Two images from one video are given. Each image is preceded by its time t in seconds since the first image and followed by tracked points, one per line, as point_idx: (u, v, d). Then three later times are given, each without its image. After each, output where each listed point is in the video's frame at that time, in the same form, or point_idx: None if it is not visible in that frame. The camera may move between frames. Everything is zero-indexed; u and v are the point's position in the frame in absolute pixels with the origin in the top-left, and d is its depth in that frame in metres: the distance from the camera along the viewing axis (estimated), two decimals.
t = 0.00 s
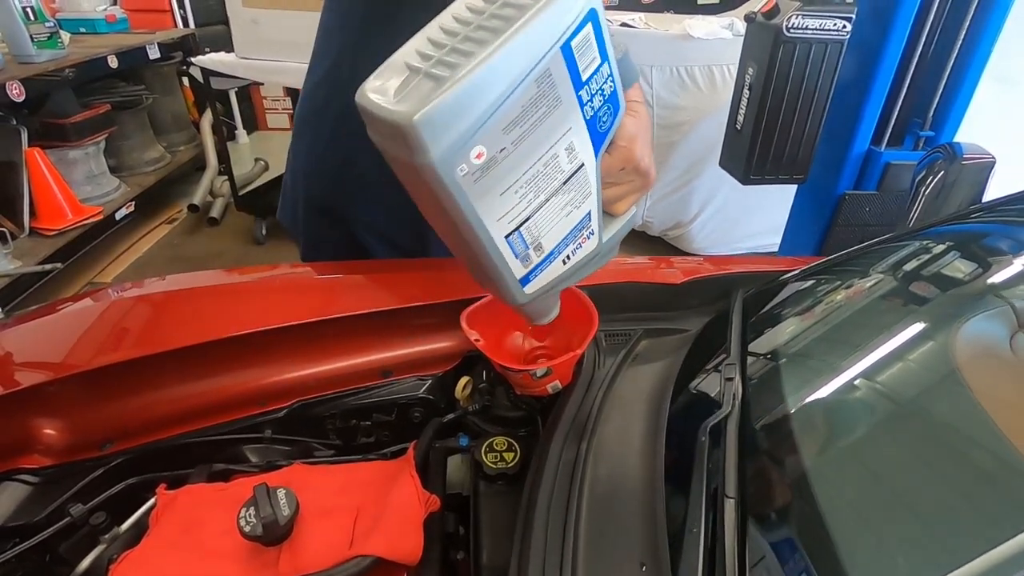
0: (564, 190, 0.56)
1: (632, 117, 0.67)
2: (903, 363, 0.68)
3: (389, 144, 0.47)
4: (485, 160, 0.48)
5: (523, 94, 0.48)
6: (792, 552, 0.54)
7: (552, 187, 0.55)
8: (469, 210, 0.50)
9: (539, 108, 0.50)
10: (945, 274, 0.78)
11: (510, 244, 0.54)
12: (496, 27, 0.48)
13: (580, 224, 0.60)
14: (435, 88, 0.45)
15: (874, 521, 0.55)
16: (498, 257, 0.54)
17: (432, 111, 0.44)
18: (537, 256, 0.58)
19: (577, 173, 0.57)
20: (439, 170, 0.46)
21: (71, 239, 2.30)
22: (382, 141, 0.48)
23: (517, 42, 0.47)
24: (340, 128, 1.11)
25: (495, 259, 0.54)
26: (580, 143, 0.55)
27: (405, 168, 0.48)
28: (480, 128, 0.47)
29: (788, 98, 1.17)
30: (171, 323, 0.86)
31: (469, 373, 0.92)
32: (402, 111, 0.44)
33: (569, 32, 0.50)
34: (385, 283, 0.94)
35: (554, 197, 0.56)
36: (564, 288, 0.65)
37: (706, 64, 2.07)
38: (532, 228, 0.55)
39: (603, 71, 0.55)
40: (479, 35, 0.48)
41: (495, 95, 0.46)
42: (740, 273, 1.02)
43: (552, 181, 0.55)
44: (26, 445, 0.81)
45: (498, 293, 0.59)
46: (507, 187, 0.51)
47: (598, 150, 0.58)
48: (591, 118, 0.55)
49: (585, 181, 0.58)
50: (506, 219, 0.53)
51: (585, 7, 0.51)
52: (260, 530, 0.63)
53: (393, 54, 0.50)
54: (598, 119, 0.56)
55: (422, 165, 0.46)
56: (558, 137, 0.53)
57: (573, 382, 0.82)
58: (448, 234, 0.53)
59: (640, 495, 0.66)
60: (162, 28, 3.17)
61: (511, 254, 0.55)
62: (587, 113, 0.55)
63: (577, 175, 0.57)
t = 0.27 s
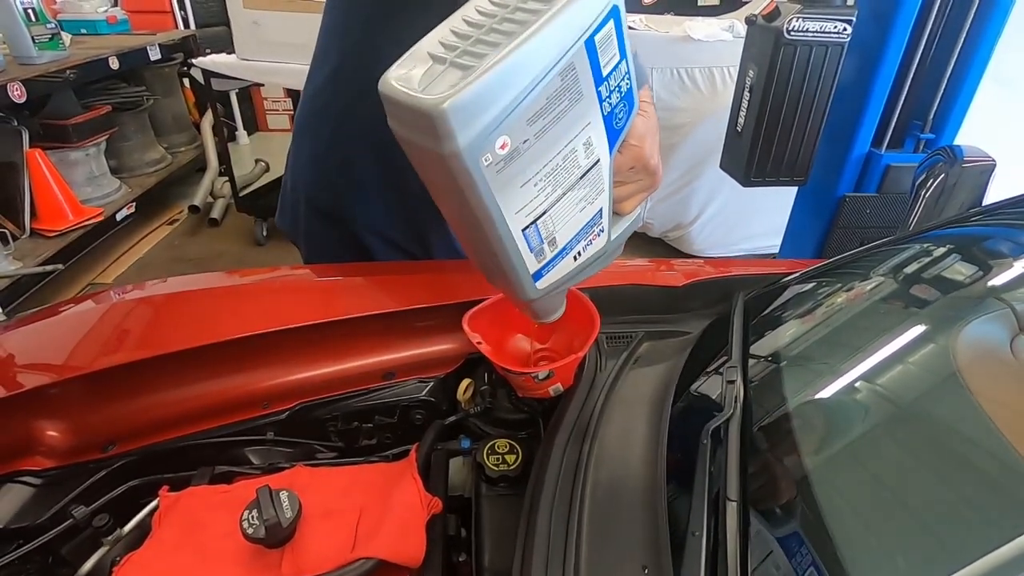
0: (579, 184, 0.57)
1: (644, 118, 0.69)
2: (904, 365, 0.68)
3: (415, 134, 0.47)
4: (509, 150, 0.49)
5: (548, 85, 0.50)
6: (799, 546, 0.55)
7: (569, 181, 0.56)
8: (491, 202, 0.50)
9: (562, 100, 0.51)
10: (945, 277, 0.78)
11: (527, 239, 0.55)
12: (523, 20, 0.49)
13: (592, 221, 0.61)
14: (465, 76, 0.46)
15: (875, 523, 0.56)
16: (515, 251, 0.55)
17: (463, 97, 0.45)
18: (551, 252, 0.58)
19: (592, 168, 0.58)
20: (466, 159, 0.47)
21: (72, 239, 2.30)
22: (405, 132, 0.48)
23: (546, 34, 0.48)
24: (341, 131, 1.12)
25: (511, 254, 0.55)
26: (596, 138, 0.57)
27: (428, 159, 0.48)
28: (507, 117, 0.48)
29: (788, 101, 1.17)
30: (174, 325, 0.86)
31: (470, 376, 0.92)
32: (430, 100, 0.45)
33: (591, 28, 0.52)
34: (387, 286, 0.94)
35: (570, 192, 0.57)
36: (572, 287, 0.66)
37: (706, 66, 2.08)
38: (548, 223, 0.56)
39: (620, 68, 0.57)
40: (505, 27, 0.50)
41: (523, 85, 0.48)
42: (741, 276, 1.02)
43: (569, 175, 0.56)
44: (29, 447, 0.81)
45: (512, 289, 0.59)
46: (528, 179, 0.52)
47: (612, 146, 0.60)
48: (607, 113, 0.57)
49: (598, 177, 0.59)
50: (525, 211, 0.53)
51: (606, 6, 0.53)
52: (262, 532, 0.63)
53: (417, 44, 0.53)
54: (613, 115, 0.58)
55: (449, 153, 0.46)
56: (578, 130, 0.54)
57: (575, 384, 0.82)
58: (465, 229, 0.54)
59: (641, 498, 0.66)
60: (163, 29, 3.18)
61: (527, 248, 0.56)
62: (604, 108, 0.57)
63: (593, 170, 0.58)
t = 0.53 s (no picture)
0: (587, 169, 0.58)
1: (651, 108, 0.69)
2: (905, 365, 0.68)
3: (421, 105, 0.47)
4: (520, 127, 0.49)
5: (562, 63, 0.50)
6: (808, 544, 0.55)
7: (576, 164, 0.57)
8: (499, 181, 0.51)
9: (574, 80, 0.52)
10: (947, 275, 0.78)
11: (532, 222, 0.56)
12: None
13: (596, 209, 0.62)
14: (478, 46, 0.46)
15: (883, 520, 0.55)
16: (521, 234, 0.56)
17: (476, 67, 0.44)
18: (555, 238, 0.59)
19: (600, 154, 0.59)
20: (475, 133, 0.47)
21: (71, 237, 2.30)
22: (412, 103, 0.48)
23: (562, 10, 0.48)
24: (342, 127, 1.11)
25: (517, 236, 0.55)
26: (605, 122, 0.57)
27: (436, 134, 0.49)
28: (519, 92, 0.48)
29: (791, 99, 1.17)
30: (174, 321, 0.85)
31: (472, 373, 0.92)
32: (442, 68, 0.44)
33: (607, 10, 0.52)
34: (388, 283, 0.94)
35: (577, 176, 0.58)
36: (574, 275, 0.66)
37: (708, 66, 2.05)
38: (554, 207, 0.57)
39: (631, 52, 0.58)
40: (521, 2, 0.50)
41: (537, 60, 0.48)
42: (742, 273, 1.02)
43: (578, 158, 0.56)
44: (28, 442, 0.81)
45: (515, 274, 0.60)
46: (537, 158, 0.53)
47: (619, 133, 0.61)
48: (617, 97, 0.58)
49: (605, 163, 0.60)
50: (533, 192, 0.54)
51: None
52: (263, 528, 0.63)
53: (429, 15, 0.52)
54: (623, 100, 0.59)
55: (460, 126, 0.46)
56: (589, 112, 0.55)
57: (577, 382, 0.82)
58: (471, 211, 0.54)
59: (645, 496, 0.66)
60: (164, 27, 3.17)
61: (532, 233, 0.57)
62: (615, 92, 0.57)
63: (601, 156, 0.59)
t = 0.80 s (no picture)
0: (587, 142, 0.59)
1: (652, 86, 0.71)
2: (902, 359, 0.66)
3: (417, 67, 0.49)
4: (518, 91, 0.51)
5: (561, 28, 0.52)
6: (809, 534, 0.54)
7: (576, 136, 0.58)
8: (496, 147, 0.52)
9: (574, 47, 0.53)
10: (949, 265, 0.76)
11: (529, 193, 0.57)
12: None
13: (596, 185, 0.63)
14: (474, 8, 0.47)
15: (889, 507, 0.54)
16: (517, 205, 0.57)
17: (472, 28, 0.46)
18: (553, 214, 0.61)
19: (600, 127, 0.60)
20: (472, 94, 0.48)
21: (68, 228, 2.28)
22: (408, 66, 0.49)
23: None
24: (341, 113, 1.10)
25: (514, 207, 0.57)
26: (606, 93, 0.59)
27: (433, 99, 0.50)
28: (516, 55, 0.49)
29: (794, 89, 1.16)
30: (170, 306, 0.84)
31: (471, 360, 0.91)
32: (440, 26, 0.46)
33: None
34: (386, 269, 0.92)
35: (576, 149, 0.59)
36: (573, 254, 0.67)
37: (710, 58, 2.06)
38: (553, 180, 0.58)
39: (632, 24, 0.59)
40: None
41: (535, 24, 0.49)
42: (744, 262, 1.01)
43: (578, 129, 0.58)
44: (20, 428, 0.80)
45: (512, 250, 0.61)
46: (537, 125, 0.54)
47: (619, 107, 0.62)
48: (618, 68, 0.59)
49: (605, 137, 0.61)
50: (531, 161, 0.55)
51: None
52: (258, 513, 0.62)
53: None
54: (623, 72, 0.60)
55: (456, 87, 0.47)
56: (590, 82, 0.56)
57: (578, 367, 0.81)
58: (468, 181, 0.56)
59: (647, 483, 0.65)
60: (162, 18, 3.15)
61: (530, 206, 0.58)
62: (615, 63, 0.59)
63: (601, 130, 0.60)
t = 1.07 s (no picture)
0: (589, 120, 0.61)
1: (653, 69, 0.72)
2: (901, 352, 0.66)
3: (419, 37, 0.50)
4: (521, 63, 0.52)
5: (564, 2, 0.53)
6: (809, 523, 0.53)
7: (578, 113, 0.60)
8: (499, 120, 0.54)
9: (577, 22, 0.55)
10: (950, 257, 0.75)
11: (531, 171, 0.59)
12: None
13: (597, 166, 0.65)
14: None
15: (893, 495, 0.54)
16: (520, 181, 0.58)
17: None
18: (554, 193, 0.62)
19: (602, 106, 0.62)
20: (474, 63, 0.50)
21: (65, 216, 2.27)
22: (409, 36, 0.50)
23: None
24: (341, 100, 1.09)
25: (516, 183, 0.58)
26: (608, 72, 0.61)
27: (436, 72, 0.51)
28: (519, 27, 0.51)
29: (798, 80, 1.15)
30: (169, 292, 0.84)
31: (471, 348, 0.91)
32: None
33: None
34: (385, 257, 0.92)
35: (578, 127, 0.61)
36: (574, 236, 0.69)
37: (713, 48, 2.03)
38: (554, 157, 0.60)
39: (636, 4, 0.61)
40: None
41: None
42: (747, 251, 1.00)
43: (580, 106, 0.59)
44: (17, 414, 0.79)
45: (513, 230, 0.62)
46: (539, 100, 0.56)
47: (621, 88, 0.64)
48: (620, 47, 0.61)
49: (607, 116, 0.63)
50: (533, 136, 0.57)
51: None
52: (257, 499, 0.62)
53: None
54: (626, 50, 0.62)
55: (458, 55, 0.49)
56: (592, 58, 0.58)
57: (579, 356, 0.81)
58: (470, 158, 0.57)
59: (648, 472, 0.65)
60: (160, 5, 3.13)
61: (532, 183, 0.59)
62: (619, 41, 0.61)
63: (602, 108, 0.62)
